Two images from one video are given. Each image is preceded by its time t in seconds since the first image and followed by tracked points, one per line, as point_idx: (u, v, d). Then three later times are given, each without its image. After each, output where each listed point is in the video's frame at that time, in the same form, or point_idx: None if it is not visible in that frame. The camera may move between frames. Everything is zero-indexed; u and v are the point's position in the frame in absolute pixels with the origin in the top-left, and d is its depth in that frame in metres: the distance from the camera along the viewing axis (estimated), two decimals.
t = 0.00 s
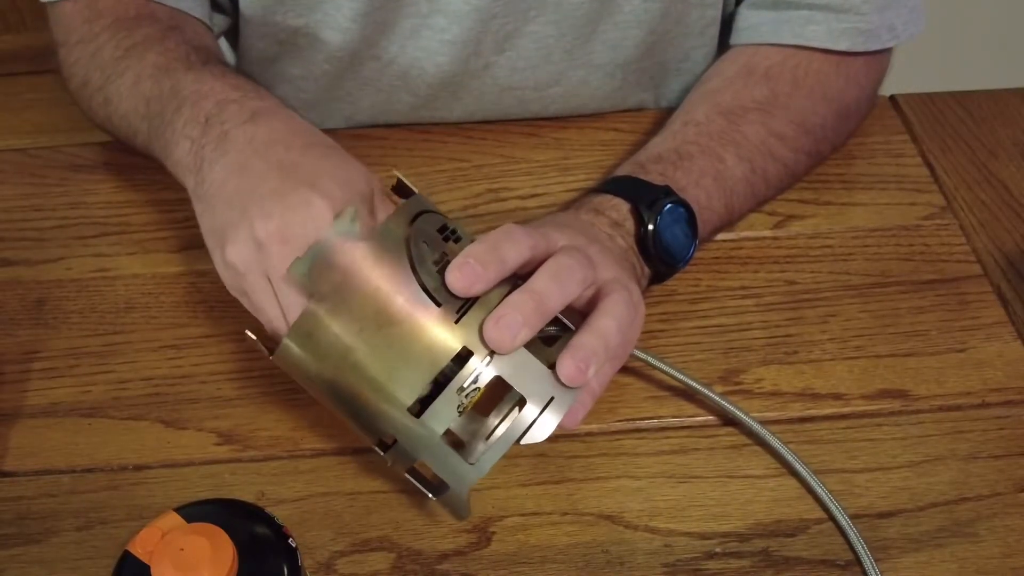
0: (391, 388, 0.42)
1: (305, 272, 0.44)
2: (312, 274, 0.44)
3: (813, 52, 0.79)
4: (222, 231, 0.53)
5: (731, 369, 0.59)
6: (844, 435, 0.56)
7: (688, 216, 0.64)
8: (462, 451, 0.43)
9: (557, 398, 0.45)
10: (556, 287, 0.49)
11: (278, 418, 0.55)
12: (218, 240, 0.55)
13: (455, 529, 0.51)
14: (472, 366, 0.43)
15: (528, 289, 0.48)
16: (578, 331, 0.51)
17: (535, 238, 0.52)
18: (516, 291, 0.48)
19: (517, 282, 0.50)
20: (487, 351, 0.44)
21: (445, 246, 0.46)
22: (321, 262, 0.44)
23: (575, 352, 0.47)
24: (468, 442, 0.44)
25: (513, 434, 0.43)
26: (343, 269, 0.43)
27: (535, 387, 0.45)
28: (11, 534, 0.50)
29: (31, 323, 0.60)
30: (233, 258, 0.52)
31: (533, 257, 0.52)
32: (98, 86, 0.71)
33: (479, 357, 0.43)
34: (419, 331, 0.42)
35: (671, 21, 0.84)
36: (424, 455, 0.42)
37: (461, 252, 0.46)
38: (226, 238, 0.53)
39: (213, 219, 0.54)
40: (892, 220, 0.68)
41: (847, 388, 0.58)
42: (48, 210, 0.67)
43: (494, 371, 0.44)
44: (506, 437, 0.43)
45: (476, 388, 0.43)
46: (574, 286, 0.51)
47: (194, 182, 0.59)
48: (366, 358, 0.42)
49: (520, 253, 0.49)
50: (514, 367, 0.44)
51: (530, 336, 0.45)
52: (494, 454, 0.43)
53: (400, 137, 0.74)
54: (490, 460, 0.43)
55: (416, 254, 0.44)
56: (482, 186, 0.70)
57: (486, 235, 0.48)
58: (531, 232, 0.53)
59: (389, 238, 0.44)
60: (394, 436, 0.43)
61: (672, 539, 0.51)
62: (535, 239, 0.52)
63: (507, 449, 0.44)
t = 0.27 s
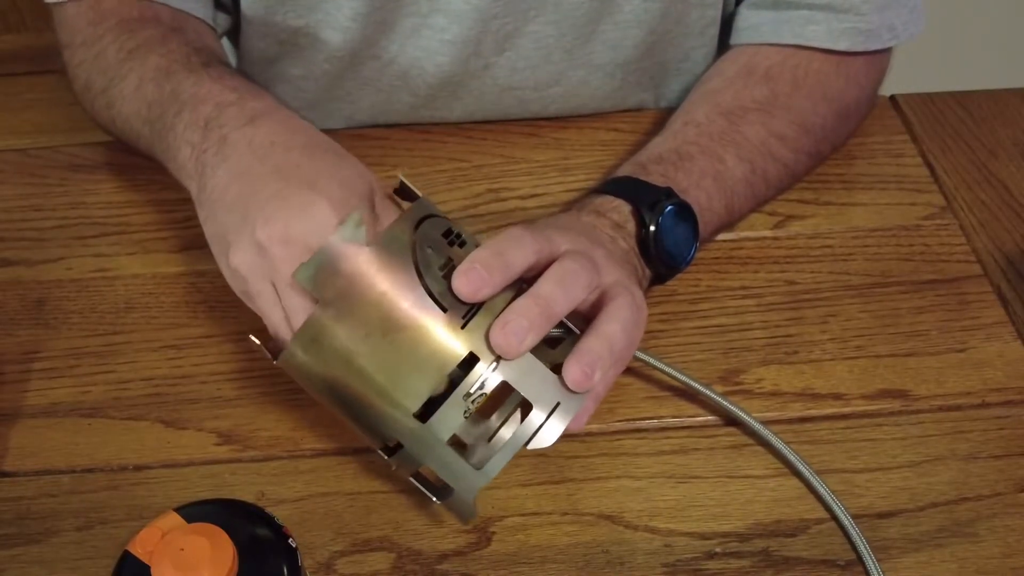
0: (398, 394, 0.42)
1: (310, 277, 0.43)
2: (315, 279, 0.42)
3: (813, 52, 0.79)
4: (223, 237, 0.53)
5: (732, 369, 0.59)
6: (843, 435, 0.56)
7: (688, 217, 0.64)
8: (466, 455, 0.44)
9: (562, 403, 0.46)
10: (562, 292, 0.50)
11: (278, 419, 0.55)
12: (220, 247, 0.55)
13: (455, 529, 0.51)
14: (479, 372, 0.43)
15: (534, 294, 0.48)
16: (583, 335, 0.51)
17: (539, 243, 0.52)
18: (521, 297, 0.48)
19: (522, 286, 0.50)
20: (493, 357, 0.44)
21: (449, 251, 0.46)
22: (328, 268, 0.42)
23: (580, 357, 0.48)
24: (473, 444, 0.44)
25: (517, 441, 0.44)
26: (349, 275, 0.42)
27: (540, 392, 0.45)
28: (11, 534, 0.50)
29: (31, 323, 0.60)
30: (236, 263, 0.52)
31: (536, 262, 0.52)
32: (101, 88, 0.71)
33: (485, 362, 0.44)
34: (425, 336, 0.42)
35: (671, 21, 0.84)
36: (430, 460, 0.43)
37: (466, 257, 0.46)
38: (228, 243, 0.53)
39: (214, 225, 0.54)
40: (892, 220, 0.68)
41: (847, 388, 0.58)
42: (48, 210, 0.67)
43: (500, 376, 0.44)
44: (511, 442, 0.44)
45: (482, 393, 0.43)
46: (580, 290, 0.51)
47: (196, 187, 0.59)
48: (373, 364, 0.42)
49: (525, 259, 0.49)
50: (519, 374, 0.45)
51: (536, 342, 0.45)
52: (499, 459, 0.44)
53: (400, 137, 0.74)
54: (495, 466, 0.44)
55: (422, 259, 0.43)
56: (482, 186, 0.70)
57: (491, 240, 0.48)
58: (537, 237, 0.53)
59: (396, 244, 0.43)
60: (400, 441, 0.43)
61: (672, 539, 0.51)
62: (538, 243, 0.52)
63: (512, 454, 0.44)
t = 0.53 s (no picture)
0: (403, 399, 0.42)
1: (314, 283, 0.43)
2: (320, 284, 0.43)
3: (813, 52, 0.79)
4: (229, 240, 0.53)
5: (732, 369, 0.59)
6: (843, 435, 0.56)
7: (688, 218, 0.64)
8: (472, 459, 0.44)
9: (568, 406, 0.46)
10: (567, 293, 0.49)
11: (279, 419, 0.55)
12: (225, 251, 0.55)
13: (455, 529, 0.51)
14: (484, 375, 0.43)
15: (539, 296, 0.48)
16: (587, 337, 0.51)
17: (543, 246, 0.52)
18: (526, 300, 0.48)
19: (526, 289, 0.50)
20: (498, 360, 0.44)
21: (454, 254, 0.46)
22: (333, 274, 0.42)
23: (586, 359, 0.48)
24: (477, 447, 0.44)
25: (523, 445, 0.44)
26: (353, 280, 0.42)
27: (546, 395, 0.45)
28: (11, 534, 0.50)
29: (31, 323, 0.60)
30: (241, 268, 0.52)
31: (540, 264, 0.51)
32: (103, 89, 0.70)
33: (490, 365, 0.44)
34: (429, 340, 0.42)
35: (671, 21, 0.84)
36: (436, 464, 0.43)
37: (472, 260, 0.46)
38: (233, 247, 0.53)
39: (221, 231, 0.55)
40: (892, 220, 0.68)
41: (847, 388, 0.58)
42: (48, 210, 0.67)
43: (506, 379, 0.44)
44: (517, 446, 0.44)
45: (488, 397, 0.43)
46: (586, 292, 0.51)
47: (200, 189, 0.59)
48: (378, 369, 0.42)
49: (529, 261, 0.49)
50: (525, 377, 0.45)
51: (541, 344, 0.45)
52: (506, 464, 0.43)
53: (400, 137, 0.74)
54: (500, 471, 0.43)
55: (426, 262, 0.44)
56: (482, 186, 0.70)
57: (495, 244, 0.49)
58: (541, 239, 0.53)
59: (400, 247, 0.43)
60: (406, 445, 0.43)
61: (673, 539, 0.51)
62: (542, 246, 0.52)
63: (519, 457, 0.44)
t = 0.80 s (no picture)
0: (402, 398, 0.42)
1: (317, 280, 0.43)
2: (321, 281, 0.42)
3: (813, 52, 0.79)
4: (234, 242, 0.53)
5: (732, 369, 0.59)
6: (843, 435, 0.56)
7: (689, 219, 0.64)
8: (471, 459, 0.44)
9: (568, 408, 0.46)
10: (568, 295, 0.49)
11: (279, 419, 0.55)
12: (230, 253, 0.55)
13: (455, 529, 0.51)
14: (483, 376, 0.44)
15: (540, 297, 0.48)
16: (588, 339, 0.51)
17: (544, 246, 0.52)
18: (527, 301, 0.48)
19: (528, 289, 0.50)
20: (498, 361, 0.44)
21: (456, 255, 0.46)
22: (334, 271, 0.42)
23: (586, 361, 0.48)
24: (476, 447, 0.44)
25: (520, 448, 0.44)
26: (355, 278, 0.42)
27: (546, 397, 0.45)
28: (11, 534, 0.50)
29: (31, 323, 0.60)
30: (245, 270, 0.52)
31: (541, 265, 0.51)
32: (105, 91, 0.70)
33: (490, 366, 0.44)
34: (430, 339, 0.42)
35: (671, 21, 0.84)
36: (434, 463, 0.43)
37: (474, 260, 0.46)
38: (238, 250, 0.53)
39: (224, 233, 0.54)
40: (892, 220, 0.68)
41: (847, 388, 0.58)
42: (48, 210, 0.67)
43: (505, 381, 0.44)
44: (516, 447, 0.44)
45: (488, 397, 0.44)
46: (586, 293, 0.51)
47: (203, 192, 0.59)
48: (378, 367, 0.42)
49: (530, 262, 0.49)
50: (525, 378, 0.45)
51: (542, 345, 0.45)
52: (503, 464, 0.43)
53: (400, 136, 0.74)
54: (497, 472, 0.43)
55: (429, 263, 0.43)
56: (482, 186, 0.70)
57: (497, 244, 0.49)
58: (542, 240, 0.53)
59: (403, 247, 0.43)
60: (404, 444, 0.43)
61: (673, 540, 0.50)
62: (543, 246, 0.52)
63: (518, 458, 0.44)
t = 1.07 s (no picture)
0: (404, 402, 0.42)
1: (318, 286, 0.43)
2: (322, 286, 0.43)
3: (813, 52, 0.79)
4: (237, 247, 0.53)
5: (732, 369, 0.59)
6: (844, 435, 0.56)
7: (690, 220, 0.64)
8: (473, 463, 0.44)
9: (570, 412, 0.46)
10: (568, 300, 0.49)
11: (279, 419, 0.55)
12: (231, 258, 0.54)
13: (455, 529, 0.51)
14: (486, 381, 0.44)
15: (542, 302, 0.48)
16: (589, 343, 0.51)
17: (545, 251, 0.52)
18: (527, 306, 0.48)
19: (528, 295, 0.50)
20: (500, 366, 0.44)
21: (458, 260, 0.46)
22: (335, 277, 0.42)
23: (588, 366, 0.48)
24: (476, 449, 0.44)
25: (524, 453, 0.44)
26: (356, 283, 0.42)
27: (548, 402, 0.45)
28: (11, 534, 0.50)
29: (31, 323, 0.60)
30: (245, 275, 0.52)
31: (541, 270, 0.51)
32: (105, 93, 0.70)
33: (492, 372, 0.44)
34: (431, 343, 0.42)
35: (671, 21, 0.84)
36: (434, 468, 0.43)
37: (476, 266, 0.46)
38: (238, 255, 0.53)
39: (227, 235, 0.54)
40: (892, 220, 0.68)
41: (847, 388, 0.58)
42: (48, 210, 0.67)
43: (507, 386, 0.44)
44: (518, 452, 0.44)
45: (490, 404, 0.44)
46: (586, 298, 0.51)
47: (201, 196, 0.59)
48: (379, 371, 0.42)
49: (530, 267, 0.49)
50: (527, 382, 0.44)
51: (543, 351, 0.45)
52: (505, 468, 0.44)
53: (400, 136, 0.74)
54: (501, 476, 0.44)
55: (430, 268, 0.44)
56: (482, 186, 0.70)
57: (498, 249, 0.49)
58: (542, 245, 0.53)
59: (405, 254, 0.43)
60: (405, 448, 0.43)
61: (673, 540, 0.50)
62: (543, 251, 0.52)
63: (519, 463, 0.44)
